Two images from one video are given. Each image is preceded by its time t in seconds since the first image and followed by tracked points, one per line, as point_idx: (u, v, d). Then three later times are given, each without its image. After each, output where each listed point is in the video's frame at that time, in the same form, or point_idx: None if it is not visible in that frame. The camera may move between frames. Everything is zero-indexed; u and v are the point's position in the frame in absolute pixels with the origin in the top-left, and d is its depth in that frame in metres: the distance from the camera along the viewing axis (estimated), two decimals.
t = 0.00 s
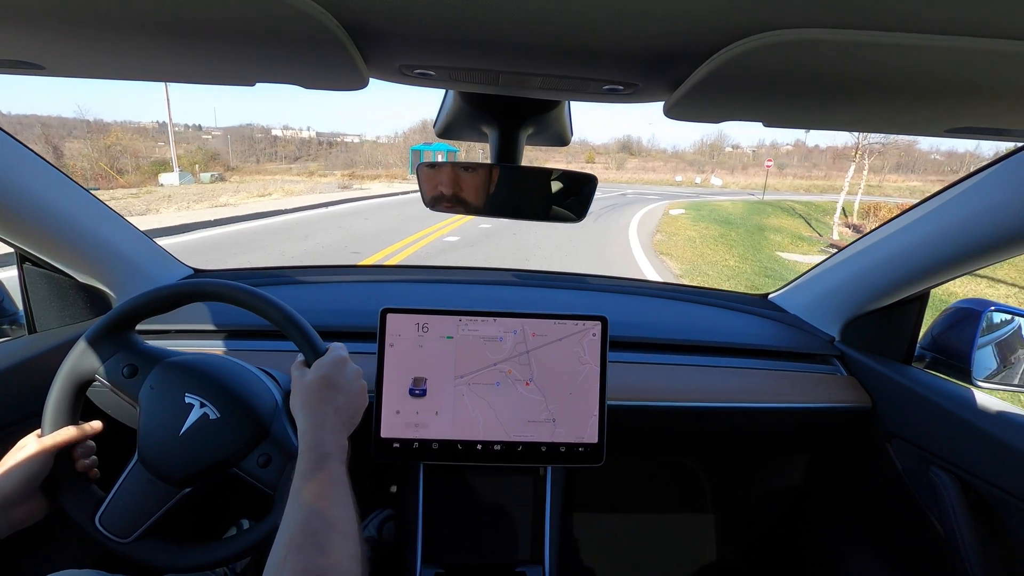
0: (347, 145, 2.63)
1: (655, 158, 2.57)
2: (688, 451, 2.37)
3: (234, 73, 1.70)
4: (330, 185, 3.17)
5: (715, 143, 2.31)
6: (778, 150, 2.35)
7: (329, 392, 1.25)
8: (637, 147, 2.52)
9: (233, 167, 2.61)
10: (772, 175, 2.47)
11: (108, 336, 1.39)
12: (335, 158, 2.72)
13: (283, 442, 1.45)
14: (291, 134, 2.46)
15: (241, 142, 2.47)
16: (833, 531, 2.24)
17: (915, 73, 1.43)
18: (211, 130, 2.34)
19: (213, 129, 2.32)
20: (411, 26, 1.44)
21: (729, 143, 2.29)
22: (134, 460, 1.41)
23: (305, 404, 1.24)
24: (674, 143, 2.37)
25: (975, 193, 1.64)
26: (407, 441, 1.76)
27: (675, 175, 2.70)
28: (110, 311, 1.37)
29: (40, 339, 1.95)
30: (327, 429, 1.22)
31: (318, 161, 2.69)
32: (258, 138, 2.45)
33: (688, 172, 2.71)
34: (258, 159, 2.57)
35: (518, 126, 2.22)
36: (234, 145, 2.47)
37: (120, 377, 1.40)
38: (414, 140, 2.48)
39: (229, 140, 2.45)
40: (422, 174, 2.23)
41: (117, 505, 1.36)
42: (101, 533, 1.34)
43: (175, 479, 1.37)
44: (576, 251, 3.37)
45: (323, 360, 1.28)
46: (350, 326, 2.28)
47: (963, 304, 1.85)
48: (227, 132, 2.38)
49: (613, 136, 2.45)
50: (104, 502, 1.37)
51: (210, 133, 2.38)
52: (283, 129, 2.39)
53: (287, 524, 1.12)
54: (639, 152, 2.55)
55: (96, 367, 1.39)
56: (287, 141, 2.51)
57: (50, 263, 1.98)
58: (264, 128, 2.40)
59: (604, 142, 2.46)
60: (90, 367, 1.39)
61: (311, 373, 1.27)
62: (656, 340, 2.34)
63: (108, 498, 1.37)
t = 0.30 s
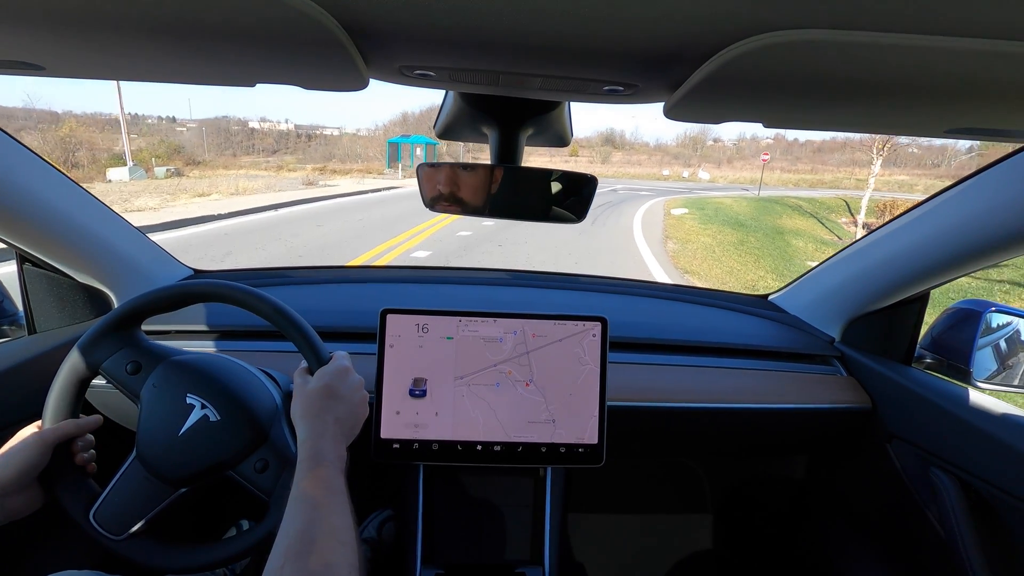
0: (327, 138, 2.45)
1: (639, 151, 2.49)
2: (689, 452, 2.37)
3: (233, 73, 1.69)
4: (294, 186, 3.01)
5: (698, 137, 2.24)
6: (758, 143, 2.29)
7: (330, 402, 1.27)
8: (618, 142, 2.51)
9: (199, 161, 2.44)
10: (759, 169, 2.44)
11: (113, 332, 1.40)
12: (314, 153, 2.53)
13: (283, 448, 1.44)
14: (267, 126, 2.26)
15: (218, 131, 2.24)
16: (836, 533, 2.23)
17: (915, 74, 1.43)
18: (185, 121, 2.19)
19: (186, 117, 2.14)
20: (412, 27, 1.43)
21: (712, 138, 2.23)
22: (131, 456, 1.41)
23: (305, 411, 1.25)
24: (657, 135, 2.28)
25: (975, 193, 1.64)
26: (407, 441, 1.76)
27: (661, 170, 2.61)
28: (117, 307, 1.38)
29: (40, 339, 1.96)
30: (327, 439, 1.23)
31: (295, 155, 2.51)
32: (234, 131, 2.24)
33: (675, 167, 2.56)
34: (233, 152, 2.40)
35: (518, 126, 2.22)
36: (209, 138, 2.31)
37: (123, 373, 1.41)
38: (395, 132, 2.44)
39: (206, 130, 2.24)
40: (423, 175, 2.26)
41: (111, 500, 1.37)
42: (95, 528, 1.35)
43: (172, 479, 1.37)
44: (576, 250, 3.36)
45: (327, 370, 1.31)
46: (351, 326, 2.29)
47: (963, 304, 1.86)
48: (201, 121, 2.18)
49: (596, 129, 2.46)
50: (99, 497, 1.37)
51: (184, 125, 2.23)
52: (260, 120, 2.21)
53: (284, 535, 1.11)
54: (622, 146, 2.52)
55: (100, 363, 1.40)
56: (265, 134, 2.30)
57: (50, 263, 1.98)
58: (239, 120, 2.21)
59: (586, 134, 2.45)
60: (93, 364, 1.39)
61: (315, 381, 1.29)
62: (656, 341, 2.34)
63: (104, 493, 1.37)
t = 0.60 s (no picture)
0: (302, 132, 2.40)
1: (620, 147, 2.44)
2: (689, 451, 2.36)
3: (231, 73, 1.69)
4: (246, 186, 2.76)
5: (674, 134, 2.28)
6: (737, 140, 2.21)
7: (330, 422, 1.26)
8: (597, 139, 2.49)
9: (157, 157, 2.39)
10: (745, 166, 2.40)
11: (127, 322, 1.38)
12: (292, 149, 2.51)
13: (277, 456, 1.44)
14: (241, 119, 2.26)
15: (190, 124, 2.25)
16: (835, 533, 2.23)
17: (914, 74, 1.43)
18: (155, 115, 2.17)
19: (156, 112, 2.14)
20: (411, 27, 1.44)
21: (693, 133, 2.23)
22: (127, 447, 1.41)
23: (307, 433, 1.24)
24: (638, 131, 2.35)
25: (975, 193, 1.64)
26: (407, 442, 1.76)
27: (645, 167, 2.56)
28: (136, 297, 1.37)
29: (41, 340, 1.96)
30: (326, 462, 1.22)
31: (267, 150, 2.45)
32: (207, 126, 2.26)
33: (657, 163, 2.53)
34: (207, 147, 2.37)
35: (518, 126, 2.22)
36: (179, 133, 2.28)
37: (132, 365, 1.40)
38: (370, 126, 2.35)
39: (178, 124, 2.24)
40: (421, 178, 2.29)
41: (101, 490, 1.36)
42: (82, 516, 1.34)
43: (167, 477, 1.37)
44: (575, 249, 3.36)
45: (333, 389, 1.30)
46: (352, 326, 2.30)
47: (963, 304, 1.87)
48: (172, 117, 2.20)
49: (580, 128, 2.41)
50: (91, 485, 1.37)
51: (153, 120, 2.20)
52: (233, 114, 2.22)
53: (283, 558, 1.11)
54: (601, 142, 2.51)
55: (111, 352, 1.39)
56: (240, 129, 2.29)
57: (50, 263, 1.99)
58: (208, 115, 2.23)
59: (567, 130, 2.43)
60: (106, 351, 1.38)
61: (320, 400, 1.27)
62: (655, 340, 2.35)
63: (95, 482, 1.37)
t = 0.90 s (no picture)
0: (273, 128, 2.39)
1: (596, 144, 2.43)
2: (689, 451, 2.36)
3: (229, 74, 1.69)
4: (182, 187, 2.57)
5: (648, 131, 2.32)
6: (710, 137, 2.21)
7: (331, 423, 1.27)
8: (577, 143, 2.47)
9: (105, 154, 2.18)
10: (725, 162, 2.44)
11: (128, 321, 1.37)
12: (260, 146, 2.47)
13: (277, 458, 1.44)
14: (209, 116, 2.22)
15: (157, 120, 2.20)
16: (835, 533, 2.23)
17: (914, 74, 1.43)
18: (118, 110, 2.11)
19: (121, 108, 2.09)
20: (410, 27, 1.43)
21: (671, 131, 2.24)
22: (128, 444, 1.41)
23: (306, 435, 1.24)
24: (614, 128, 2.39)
25: (976, 194, 1.64)
26: (407, 442, 1.76)
27: (625, 165, 2.56)
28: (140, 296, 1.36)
29: (41, 340, 1.96)
30: (328, 462, 1.22)
31: (236, 146, 2.42)
32: (173, 122, 2.21)
33: (637, 160, 2.56)
34: (172, 144, 2.31)
35: (518, 126, 2.22)
36: (143, 128, 2.24)
37: (134, 363, 1.39)
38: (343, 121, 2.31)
39: (143, 121, 2.19)
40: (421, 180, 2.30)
41: (102, 488, 1.36)
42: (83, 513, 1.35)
43: (167, 477, 1.38)
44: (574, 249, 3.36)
45: (333, 392, 1.31)
46: (352, 326, 2.30)
47: (963, 305, 1.87)
48: (137, 113, 2.14)
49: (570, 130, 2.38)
50: (92, 482, 1.37)
51: (116, 115, 2.13)
52: (201, 110, 2.17)
53: (285, 560, 1.10)
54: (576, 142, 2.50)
55: (111, 350, 1.37)
56: (207, 125, 2.27)
57: (50, 264, 1.99)
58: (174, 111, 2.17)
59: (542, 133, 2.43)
60: (106, 349, 1.36)
61: (320, 400, 1.29)
62: (654, 340, 2.35)
63: (96, 478, 1.37)
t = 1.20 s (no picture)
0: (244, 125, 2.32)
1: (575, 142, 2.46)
2: (689, 451, 2.36)
3: (228, 73, 1.69)
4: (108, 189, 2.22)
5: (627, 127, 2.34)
6: (686, 135, 2.19)
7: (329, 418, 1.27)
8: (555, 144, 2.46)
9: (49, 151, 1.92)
10: (705, 160, 2.39)
11: (124, 322, 1.37)
12: (225, 144, 2.37)
13: (278, 456, 1.43)
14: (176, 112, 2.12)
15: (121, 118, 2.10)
16: (834, 533, 2.23)
17: (915, 74, 1.43)
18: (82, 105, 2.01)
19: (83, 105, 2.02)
20: (410, 27, 1.43)
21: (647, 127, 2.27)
22: (129, 446, 1.41)
23: (305, 429, 1.26)
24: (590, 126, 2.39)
25: (976, 194, 1.64)
26: (407, 442, 1.76)
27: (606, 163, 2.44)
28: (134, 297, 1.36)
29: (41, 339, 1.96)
30: (326, 455, 1.23)
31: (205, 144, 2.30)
32: (139, 118, 2.12)
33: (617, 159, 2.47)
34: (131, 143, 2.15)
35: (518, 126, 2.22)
36: (102, 126, 2.09)
37: (132, 365, 1.39)
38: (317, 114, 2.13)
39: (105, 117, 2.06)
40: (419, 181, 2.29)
41: (104, 489, 1.37)
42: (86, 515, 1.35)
43: (168, 477, 1.38)
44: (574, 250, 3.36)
45: (330, 385, 1.30)
46: (352, 326, 2.30)
47: (963, 305, 1.86)
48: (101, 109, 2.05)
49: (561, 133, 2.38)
50: (94, 484, 1.37)
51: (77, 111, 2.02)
52: (168, 107, 2.09)
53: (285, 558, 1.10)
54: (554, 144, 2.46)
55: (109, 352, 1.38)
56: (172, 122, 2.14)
57: (50, 264, 1.99)
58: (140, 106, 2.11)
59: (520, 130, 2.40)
60: (103, 351, 1.37)
61: (317, 396, 1.29)
62: (654, 340, 2.35)
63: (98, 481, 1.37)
